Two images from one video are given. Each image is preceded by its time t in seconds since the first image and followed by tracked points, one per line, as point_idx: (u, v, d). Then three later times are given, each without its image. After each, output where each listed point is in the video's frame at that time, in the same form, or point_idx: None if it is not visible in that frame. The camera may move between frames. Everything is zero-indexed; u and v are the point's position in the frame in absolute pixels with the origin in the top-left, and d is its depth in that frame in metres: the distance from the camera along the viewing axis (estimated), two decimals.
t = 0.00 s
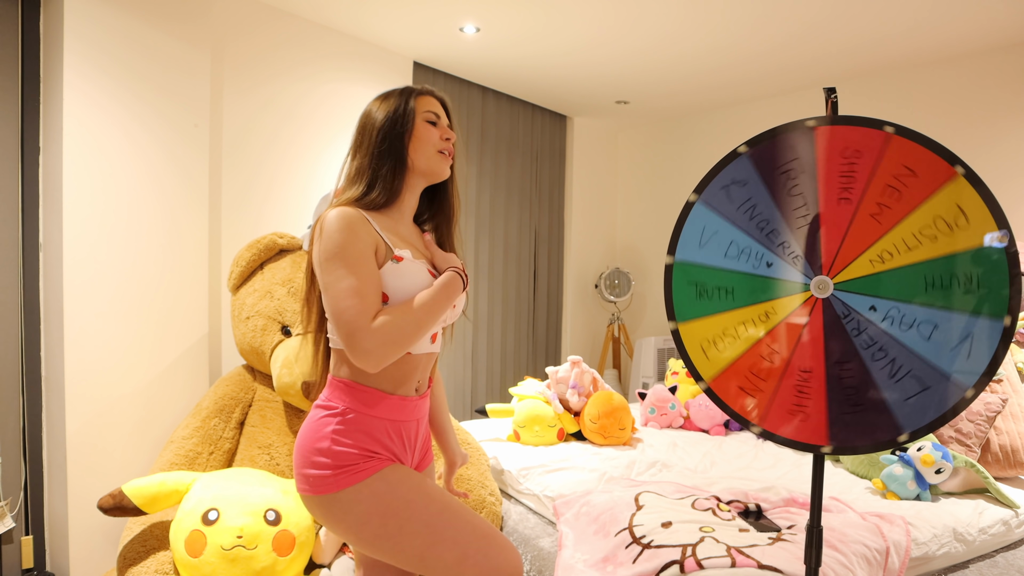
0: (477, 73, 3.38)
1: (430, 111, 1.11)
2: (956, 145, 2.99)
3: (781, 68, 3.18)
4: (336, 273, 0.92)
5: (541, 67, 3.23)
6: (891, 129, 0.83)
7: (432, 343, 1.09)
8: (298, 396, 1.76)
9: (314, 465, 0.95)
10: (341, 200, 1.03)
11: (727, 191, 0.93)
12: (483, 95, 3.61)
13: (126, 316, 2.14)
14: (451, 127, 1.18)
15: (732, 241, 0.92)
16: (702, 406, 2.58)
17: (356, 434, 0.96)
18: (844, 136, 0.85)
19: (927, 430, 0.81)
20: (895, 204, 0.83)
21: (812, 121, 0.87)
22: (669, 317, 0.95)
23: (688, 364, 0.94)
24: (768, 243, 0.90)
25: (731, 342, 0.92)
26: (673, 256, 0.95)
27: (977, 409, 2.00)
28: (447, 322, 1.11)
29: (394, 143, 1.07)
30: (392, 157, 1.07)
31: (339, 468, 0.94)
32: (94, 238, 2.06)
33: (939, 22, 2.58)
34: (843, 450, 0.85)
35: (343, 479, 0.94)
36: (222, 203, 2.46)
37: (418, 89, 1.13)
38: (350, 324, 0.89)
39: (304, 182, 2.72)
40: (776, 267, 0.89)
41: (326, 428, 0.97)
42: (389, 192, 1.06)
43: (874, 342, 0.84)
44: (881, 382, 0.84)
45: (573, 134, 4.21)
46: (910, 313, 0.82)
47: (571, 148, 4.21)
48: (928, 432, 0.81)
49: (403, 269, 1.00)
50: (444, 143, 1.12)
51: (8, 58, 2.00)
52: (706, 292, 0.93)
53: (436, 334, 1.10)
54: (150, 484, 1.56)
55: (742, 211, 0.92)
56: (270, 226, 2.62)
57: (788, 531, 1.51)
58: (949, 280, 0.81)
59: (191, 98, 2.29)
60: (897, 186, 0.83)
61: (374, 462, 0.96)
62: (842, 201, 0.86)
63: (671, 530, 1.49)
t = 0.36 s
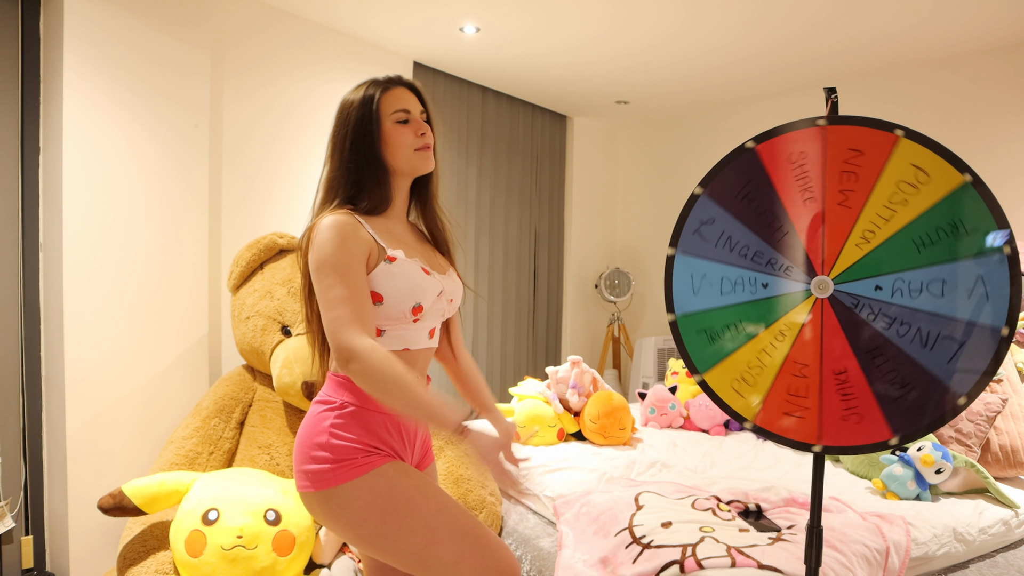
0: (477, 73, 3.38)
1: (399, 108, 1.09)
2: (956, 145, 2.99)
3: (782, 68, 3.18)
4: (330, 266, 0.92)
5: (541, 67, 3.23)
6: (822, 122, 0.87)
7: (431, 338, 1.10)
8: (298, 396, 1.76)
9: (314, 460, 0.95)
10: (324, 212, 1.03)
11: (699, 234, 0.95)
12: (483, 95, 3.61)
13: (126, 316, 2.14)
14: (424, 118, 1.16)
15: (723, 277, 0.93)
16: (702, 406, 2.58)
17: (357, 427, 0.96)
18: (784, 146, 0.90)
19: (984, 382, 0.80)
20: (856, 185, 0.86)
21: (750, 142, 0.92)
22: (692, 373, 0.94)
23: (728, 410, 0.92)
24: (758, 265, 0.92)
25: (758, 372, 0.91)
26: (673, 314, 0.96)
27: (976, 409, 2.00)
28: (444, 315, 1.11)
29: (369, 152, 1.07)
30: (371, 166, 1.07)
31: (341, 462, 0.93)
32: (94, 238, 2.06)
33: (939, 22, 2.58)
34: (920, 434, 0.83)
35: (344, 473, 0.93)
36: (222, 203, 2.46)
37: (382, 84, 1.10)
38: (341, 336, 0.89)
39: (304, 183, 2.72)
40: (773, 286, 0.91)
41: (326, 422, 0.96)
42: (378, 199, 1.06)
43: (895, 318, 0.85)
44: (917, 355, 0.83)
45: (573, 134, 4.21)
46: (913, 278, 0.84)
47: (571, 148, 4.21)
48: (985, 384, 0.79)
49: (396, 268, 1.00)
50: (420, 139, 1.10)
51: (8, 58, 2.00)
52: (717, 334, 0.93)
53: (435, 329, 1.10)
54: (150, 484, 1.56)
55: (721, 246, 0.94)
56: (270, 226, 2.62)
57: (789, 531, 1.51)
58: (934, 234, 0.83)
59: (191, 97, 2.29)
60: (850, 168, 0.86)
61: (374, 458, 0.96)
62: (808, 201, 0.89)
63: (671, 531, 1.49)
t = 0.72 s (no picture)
0: (477, 73, 3.38)
1: (401, 108, 1.09)
2: (956, 145, 2.99)
3: (782, 68, 3.18)
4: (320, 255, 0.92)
5: (541, 66, 3.23)
6: (770, 134, 0.95)
7: (437, 335, 1.09)
8: (298, 396, 1.76)
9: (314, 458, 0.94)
10: (323, 213, 1.03)
11: (691, 273, 1.00)
12: (483, 95, 3.61)
13: (126, 316, 2.14)
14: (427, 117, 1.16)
15: (726, 306, 0.98)
16: (702, 406, 2.58)
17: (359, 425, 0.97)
18: (742, 166, 0.97)
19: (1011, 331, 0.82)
20: (822, 182, 0.92)
21: (711, 173, 0.98)
22: (725, 410, 0.96)
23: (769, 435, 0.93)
24: (757, 284, 0.96)
25: (789, 389, 0.93)
26: (688, 357, 0.99)
27: (977, 409, 2.00)
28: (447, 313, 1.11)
29: (371, 153, 1.07)
30: (371, 166, 1.07)
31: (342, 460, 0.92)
32: (94, 238, 2.06)
33: (938, 22, 2.58)
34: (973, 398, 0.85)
35: (345, 471, 0.92)
36: (222, 203, 2.46)
37: (383, 83, 1.10)
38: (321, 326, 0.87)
39: (304, 183, 2.72)
40: (775, 300, 0.95)
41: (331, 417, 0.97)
42: (379, 199, 1.06)
43: (902, 296, 0.88)
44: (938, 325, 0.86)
45: (573, 134, 4.21)
46: (905, 252, 0.89)
47: (571, 148, 4.21)
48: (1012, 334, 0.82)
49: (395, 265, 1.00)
50: (424, 138, 1.10)
51: (7, 58, 2.00)
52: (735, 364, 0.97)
53: (440, 324, 1.10)
54: (150, 485, 1.56)
55: (714, 277, 0.99)
56: (270, 226, 2.62)
57: (788, 531, 1.51)
58: (910, 205, 0.89)
59: (190, 97, 2.28)
60: (812, 167, 0.93)
61: (378, 457, 0.96)
62: (780, 210, 0.95)
63: (671, 530, 1.49)
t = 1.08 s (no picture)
0: (477, 73, 3.38)
1: (404, 105, 1.09)
2: (956, 145, 2.99)
3: (782, 68, 3.18)
4: (364, 264, 0.94)
5: (541, 67, 3.23)
6: (739, 151, 0.99)
7: (438, 339, 1.07)
8: (298, 396, 1.76)
9: (314, 450, 0.96)
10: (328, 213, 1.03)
11: (691, 301, 1.02)
12: (483, 95, 3.61)
13: (126, 316, 2.14)
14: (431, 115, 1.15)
15: (734, 325, 1.00)
16: (702, 406, 2.58)
17: (357, 421, 0.97)
18: (719, 186, 1.00)
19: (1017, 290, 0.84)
20: (799, 185, 0.96)
21: (691, 200, 1.02)
22: (754, 430, 0.97)
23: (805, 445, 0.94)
24: (759, 298, 0.98)
25: (813, 395, 0.95)
26: (705, 383, 1.01)
27: (976, 409, 2.00)
28: (450, 317, 1.09)
29: (374, 150, 1.07)
30: (374, 163, 1.07)
31: (340, 454, 0.94)
32: (94, 238, 2.06)
33: (938, 23, 2.58)
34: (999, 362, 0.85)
35: (340, 464, 0.94)
36: (222, 203, 2.46)
37: (386, 81, 1.09)
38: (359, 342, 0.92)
39: (304, 183, 2.72)
40: (779, 310, 0.97)
41: (327, 413, 0.98)
42: (383, 198, 1.06)
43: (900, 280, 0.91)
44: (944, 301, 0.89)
45: (573, 134, 4.21)
46: (895, 236, 0.92)
47: (571, 148, 4.21)
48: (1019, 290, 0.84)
49: (398, 273, 0.99)
50: (427, 134, 1.09)
51: (8, 58, 2.00)
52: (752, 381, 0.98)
53: (441, 330, 1.08)
54: (150, 484, 1.56)
55: (716, 298, 1.01)
56: (270, 226, 2.61)
57: (788, 531, 1.51)
58: (889, 189, 0.91)
59: (190, 97, 2.28)
60: (786, 174, 0.96)
61: (373, 453, 0.96)
62: (765, 221, 0.98)
63: (671, 531, 1.49)
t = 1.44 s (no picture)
0: (477, 73, 3.38)
1: (418, 105, 1.08)
2: (956, 145, 2.99)
3: (783, 68, 3.18)
4: (361, 261, 0.94)
5: (541, 67, 3.23)
6: (723, 164, 1.03)
7: (438, 342, 1.06)
8: (298, 396, 1.76)
9: (307, 445, 0.96)
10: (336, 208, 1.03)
11: (693, 317, 1.05)
12: (483, 95, 3.61)
13: (126, 317, 2.14)
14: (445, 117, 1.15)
15: (739, 336, 1.02)
16: (702, 406, 2.58)
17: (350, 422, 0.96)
18: (707, 201, 1.05)
19: (1014, 263, 0.86)
20: (786, 190, 0.99)
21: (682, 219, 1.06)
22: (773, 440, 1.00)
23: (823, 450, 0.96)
24: (760, 306, 1.01)
25: (827, 397, 0.96)
26: (718, 399, 1.04)
27: (977, 409, 2.00)
28: (451, 321, 1.08)
29: (385, 149, 1.06)
30: (386, 163, 1.06)
31: (329, 451, 0.95)
32: (94, 238, 2.06)
33: (938, 23, 2.58)
34: (1012, 334, 0.87)
35: (328, 463, 0.94)
36: (222, 203, 2.46)
37: (400, 81, 1.10)
38: (345, 341, 0.92)
39: (304, 183, 2.72)
40: (780, 316, 1.00)
41: (321, 408, 0.98)
42: (393, 197, 1.06)
43: (897, 270, 0.94)
44: (945, 285, 0.91)
45: (573, 134, 4.21)
46: (887, 227, 0.95)
47: (571, 147, 4.21)
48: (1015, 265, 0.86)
49: (397, 272, 0.98)
50: (440, 134, 1.09)
51: (7, 58, 2.00)
52: (766, 391, 1.00)
53: (441, 333, 1.07)
54: (150, 484, 1.56)
55: (718, 312, 1.04)
56: (270, 226, 2.61)
57: (788, 531, 1.51)
58: (873, 183, 0.95)
59: (190, 98, 2.28)
60: (772, 182, 1.00)
61: (362, 454, 0.96)
62: (757, 229, 1.01)
63: (671, 531, 1.49)
